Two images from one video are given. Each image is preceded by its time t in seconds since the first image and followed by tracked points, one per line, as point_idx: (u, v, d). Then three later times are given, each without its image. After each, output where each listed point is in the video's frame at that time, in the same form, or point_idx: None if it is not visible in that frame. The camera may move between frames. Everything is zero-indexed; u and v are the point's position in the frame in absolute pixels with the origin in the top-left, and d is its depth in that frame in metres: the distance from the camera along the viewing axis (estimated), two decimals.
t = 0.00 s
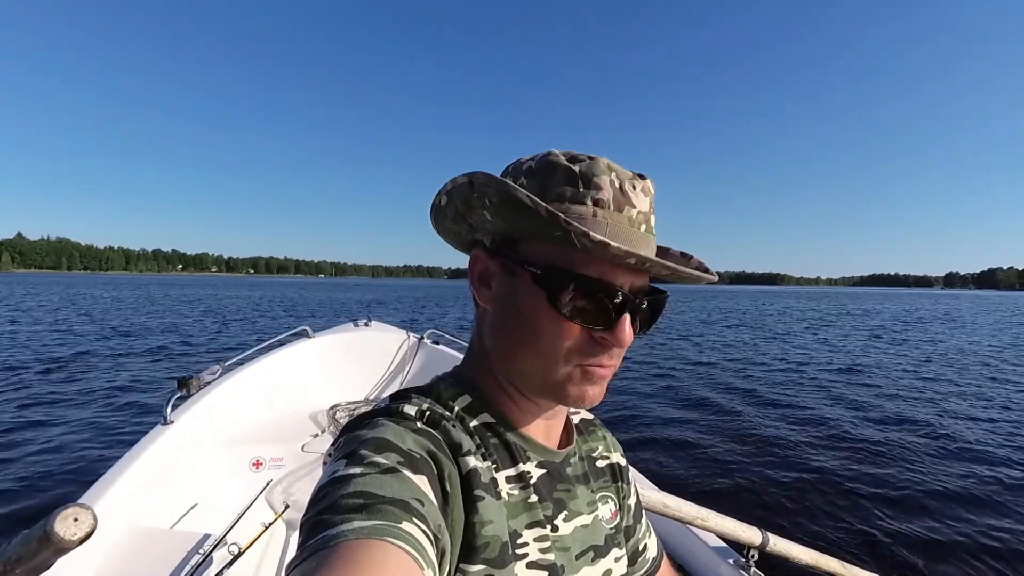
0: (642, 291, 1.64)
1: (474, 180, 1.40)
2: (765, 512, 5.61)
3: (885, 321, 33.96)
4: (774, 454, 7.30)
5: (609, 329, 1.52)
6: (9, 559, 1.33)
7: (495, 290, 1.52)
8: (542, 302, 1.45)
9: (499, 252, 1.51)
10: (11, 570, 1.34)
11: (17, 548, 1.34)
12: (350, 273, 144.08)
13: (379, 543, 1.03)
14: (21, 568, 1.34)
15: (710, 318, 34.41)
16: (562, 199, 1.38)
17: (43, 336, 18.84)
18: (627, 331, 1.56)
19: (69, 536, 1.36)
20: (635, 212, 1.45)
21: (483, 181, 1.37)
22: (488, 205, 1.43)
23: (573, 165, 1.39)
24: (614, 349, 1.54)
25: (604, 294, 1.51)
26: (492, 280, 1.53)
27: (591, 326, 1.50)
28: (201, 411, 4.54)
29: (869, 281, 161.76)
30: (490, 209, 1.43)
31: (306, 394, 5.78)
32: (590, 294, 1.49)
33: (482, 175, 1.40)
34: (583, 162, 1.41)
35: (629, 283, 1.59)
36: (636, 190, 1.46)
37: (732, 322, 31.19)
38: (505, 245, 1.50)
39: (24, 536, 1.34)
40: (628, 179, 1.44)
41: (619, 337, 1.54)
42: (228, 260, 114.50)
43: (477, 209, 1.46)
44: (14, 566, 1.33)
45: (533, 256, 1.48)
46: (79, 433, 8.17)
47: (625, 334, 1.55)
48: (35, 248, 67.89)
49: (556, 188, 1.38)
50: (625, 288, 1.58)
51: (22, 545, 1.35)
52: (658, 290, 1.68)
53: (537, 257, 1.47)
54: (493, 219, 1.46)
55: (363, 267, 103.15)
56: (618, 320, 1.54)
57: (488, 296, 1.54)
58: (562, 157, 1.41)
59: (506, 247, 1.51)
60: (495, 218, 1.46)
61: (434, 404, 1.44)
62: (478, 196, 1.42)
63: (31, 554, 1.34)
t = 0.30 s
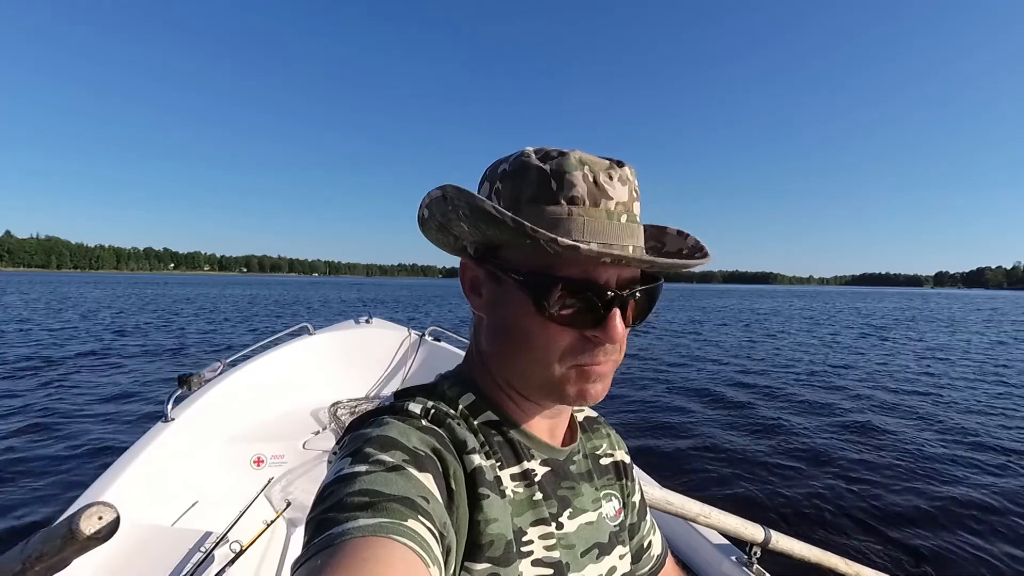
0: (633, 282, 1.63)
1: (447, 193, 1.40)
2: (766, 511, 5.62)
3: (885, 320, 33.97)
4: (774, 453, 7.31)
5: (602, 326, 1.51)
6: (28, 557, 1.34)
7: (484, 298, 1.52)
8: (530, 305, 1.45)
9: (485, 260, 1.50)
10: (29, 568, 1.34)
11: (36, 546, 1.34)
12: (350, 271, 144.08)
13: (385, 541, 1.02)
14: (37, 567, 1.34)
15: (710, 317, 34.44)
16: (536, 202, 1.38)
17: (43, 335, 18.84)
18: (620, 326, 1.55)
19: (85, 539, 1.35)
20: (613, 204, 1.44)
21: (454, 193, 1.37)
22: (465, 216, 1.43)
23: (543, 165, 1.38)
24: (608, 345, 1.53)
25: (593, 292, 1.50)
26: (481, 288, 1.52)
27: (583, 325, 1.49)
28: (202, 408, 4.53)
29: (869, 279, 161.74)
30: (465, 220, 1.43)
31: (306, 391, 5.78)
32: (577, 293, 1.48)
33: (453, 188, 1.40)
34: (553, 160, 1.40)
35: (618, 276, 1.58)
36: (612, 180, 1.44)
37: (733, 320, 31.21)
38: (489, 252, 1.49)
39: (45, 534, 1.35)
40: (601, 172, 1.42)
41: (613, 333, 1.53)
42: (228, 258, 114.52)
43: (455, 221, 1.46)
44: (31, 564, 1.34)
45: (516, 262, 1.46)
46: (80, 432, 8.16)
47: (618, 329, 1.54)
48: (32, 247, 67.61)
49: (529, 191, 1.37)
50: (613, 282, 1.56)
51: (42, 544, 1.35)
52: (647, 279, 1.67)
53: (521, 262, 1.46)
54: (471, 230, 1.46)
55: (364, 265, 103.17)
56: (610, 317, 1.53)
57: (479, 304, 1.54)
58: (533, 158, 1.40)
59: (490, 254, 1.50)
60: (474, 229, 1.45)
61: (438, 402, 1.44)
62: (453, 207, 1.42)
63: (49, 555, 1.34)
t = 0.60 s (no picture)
0: (637, 278, 1.62)
1: (451, 185, 1.40)
2: (762, 517, 5.66)
3: (887, 319, 33.91)
4: (772, 458, 7.33)
5: (606, 321, 1.50)
6: (52, 547, 1.09)
7: (487, 292, 1.51)
8: (532, 300, 1.44)
9: (488, 253, 1.50)
10: (52, 560, 1.10)
11: (62, 534, 1.09)
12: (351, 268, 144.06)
13: (385, 540, 1.02)
14: (63, 558, 1.10)
15: (709, 316, 34.49)
16: (539, 194, 1.38)
17: (43, 333, 18.85)
18: (624, 321, 1.54)
19: (120, 526, 1.10)
20: (618, 196, 1.43)
21: (458, 185, 1.37)
22: (468, 208, 1.43)
23: (546, 156, 1.38)
24: (611, 341, 1.52)
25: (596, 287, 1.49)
26: (484, 281, 1.52)
27: (586, 319, 1.48)
28: (201, 404, 4.53)
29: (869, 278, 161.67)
30: (469, 211, 1.43)
31: (307, 388, 5.79)
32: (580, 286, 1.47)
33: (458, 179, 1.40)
34: (557, 151, 1.39)
35: (623, 270, 1.57)
36: (617, 173, 1.44)
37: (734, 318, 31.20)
38: (493, 245, 1.49)
39: (73, 521, 1.09)
40: (606, 164, 1.41)
41: (617, 328, 1.51)
42: (228, 255, 114.39)
43: (459, 213, 1.46)
44: (56, 555, 1.09)
45: (519, 255, 1.46)
46: (80, 431, 8.16)
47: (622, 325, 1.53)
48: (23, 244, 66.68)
49: (533, 182, 1.37)
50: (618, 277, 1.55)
51: (70, 531, 1.10)
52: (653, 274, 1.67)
53: (525, 255, 1.45)
54: (475, 222, 1.46)
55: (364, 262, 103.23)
56: (614, 311, 1.51)
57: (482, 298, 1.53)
58: (537, 151, 1.39)
59: (493, 248, 1.49)
60: (479, 221, 1.45)
61: (439, 401, 1.43)
62: (457, 199, 1.42)
63: (77, 545, 1.09)
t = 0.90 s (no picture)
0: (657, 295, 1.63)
1: (491, 180, 1.36)
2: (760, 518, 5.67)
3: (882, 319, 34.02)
4: (769, 457, 7.35)
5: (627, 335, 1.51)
6: (65, 550, 1.10)
7: (509, 292, 1.50)
8: (559, 305, 1.43)
9: (516, 253, 1.49)
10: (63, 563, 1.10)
11: (76, 538, 1.10)
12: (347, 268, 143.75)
13: (389, 539, 1.02)
14: (75, 561, 1.11)
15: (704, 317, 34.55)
16: (581, 203, 1.37)
17: (36, 334, 18.78)
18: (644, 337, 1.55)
19: (138, 528, 1.12)
20: (656, 215, 1.44)
21: (499, 182, 1.34)
22: (507, 207, 1.40)
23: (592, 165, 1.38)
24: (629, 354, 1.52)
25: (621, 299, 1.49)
26: (507, 281, 1.50)
27: (609, 330, 1.48)
28: (198, 405, 4.51)
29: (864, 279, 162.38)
30: (508, 210, 1.41)
31: (304, 388, 5.78)
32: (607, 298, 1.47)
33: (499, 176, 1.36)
34: (604, 163, 1.39)
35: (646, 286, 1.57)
36: (657, 192, 1.44)
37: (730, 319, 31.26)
38: (523, 246, 1.48)
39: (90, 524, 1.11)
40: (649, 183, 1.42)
41: (636, 342, 1.52)
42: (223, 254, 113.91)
43: (496, 209, 1.43)
44: (68, 558, 1.10)
45: (551, 259, 1.45)
46: (74, 433, 8.13)
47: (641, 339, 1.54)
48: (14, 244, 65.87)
49: (577, 189, 1.36)
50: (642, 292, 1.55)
51: (83, 535, 1.11)
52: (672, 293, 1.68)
53: (556, 260, 1.44)
54: (511, 221, 1.44)
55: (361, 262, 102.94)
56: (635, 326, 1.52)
57: (503, 298, 1.51)
58: (584, 159, 1.39)
59: (522, 249, 1.48)
60: (516, 221, 1.43)
61: (443, 400, 1.43)
62: (497, 197, 1.39)
63: (92, 547, 1.10)
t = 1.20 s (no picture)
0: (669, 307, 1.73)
1: (598, 199, 1.29)
2: (762, 517, 5.66)
3: (883, 320, 33.93)
4: (771, 458, 7.34)
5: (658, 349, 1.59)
6: (69, 540, 1.13)
7: (559, 306, 1.45)
8: (616, 323, 1.45)
9: (573, 267, 1.44)
10: (69, 551, 1.14)
11: (77, 530, 1.13)
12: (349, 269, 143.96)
13: (377, 540, 1.02)
14: (78, 551, 1.14)
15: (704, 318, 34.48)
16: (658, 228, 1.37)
17: (38, 333, 18.88)
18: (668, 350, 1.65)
19: (138, 518, 1.10)
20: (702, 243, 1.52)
21: (611, 204, 1.29)
22: (600, 225, 1.37)
23: (668, 195, 1.38)
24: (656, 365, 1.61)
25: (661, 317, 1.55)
26: (558, 295, 1.44)
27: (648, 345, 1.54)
28: (198, 404, 4.52)
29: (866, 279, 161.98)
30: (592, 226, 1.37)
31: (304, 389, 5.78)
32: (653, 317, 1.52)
33: (604, 195, 1.30)
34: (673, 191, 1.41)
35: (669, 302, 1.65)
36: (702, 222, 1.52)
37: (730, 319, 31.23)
38: (583, 260, 1.43)
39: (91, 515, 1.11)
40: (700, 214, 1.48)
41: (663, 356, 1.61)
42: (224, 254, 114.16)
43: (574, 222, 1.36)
44: (72, 548, 1.13)
45: (616, 280, 1.44)
46: (74, 432, 8.13)
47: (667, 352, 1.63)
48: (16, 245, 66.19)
49: (658, 216, 1.36)
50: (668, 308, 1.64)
51: (86, 526, 1.13)
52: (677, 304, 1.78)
53: (615, 277, 1.44)
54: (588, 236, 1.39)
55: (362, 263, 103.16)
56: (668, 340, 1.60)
57: (550, 311, 1.45)
58: (657, 184, 1.38)
59: (580, 263, 1.44)
60: (598, 239, 1.40)
61: (433, 399, 1.43)
62: (593, 215, 1.34)
63: (93, 538, 1.12)
